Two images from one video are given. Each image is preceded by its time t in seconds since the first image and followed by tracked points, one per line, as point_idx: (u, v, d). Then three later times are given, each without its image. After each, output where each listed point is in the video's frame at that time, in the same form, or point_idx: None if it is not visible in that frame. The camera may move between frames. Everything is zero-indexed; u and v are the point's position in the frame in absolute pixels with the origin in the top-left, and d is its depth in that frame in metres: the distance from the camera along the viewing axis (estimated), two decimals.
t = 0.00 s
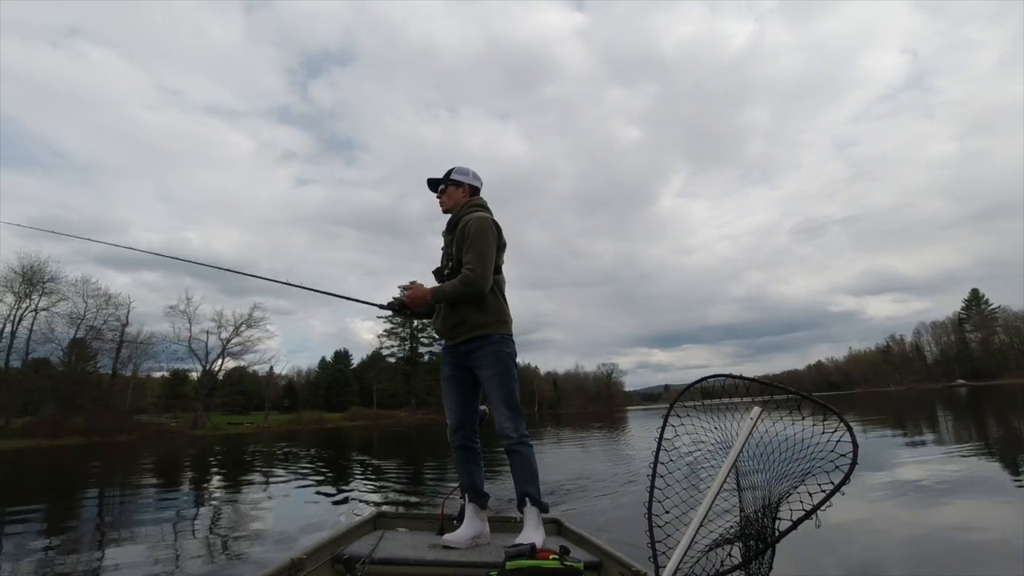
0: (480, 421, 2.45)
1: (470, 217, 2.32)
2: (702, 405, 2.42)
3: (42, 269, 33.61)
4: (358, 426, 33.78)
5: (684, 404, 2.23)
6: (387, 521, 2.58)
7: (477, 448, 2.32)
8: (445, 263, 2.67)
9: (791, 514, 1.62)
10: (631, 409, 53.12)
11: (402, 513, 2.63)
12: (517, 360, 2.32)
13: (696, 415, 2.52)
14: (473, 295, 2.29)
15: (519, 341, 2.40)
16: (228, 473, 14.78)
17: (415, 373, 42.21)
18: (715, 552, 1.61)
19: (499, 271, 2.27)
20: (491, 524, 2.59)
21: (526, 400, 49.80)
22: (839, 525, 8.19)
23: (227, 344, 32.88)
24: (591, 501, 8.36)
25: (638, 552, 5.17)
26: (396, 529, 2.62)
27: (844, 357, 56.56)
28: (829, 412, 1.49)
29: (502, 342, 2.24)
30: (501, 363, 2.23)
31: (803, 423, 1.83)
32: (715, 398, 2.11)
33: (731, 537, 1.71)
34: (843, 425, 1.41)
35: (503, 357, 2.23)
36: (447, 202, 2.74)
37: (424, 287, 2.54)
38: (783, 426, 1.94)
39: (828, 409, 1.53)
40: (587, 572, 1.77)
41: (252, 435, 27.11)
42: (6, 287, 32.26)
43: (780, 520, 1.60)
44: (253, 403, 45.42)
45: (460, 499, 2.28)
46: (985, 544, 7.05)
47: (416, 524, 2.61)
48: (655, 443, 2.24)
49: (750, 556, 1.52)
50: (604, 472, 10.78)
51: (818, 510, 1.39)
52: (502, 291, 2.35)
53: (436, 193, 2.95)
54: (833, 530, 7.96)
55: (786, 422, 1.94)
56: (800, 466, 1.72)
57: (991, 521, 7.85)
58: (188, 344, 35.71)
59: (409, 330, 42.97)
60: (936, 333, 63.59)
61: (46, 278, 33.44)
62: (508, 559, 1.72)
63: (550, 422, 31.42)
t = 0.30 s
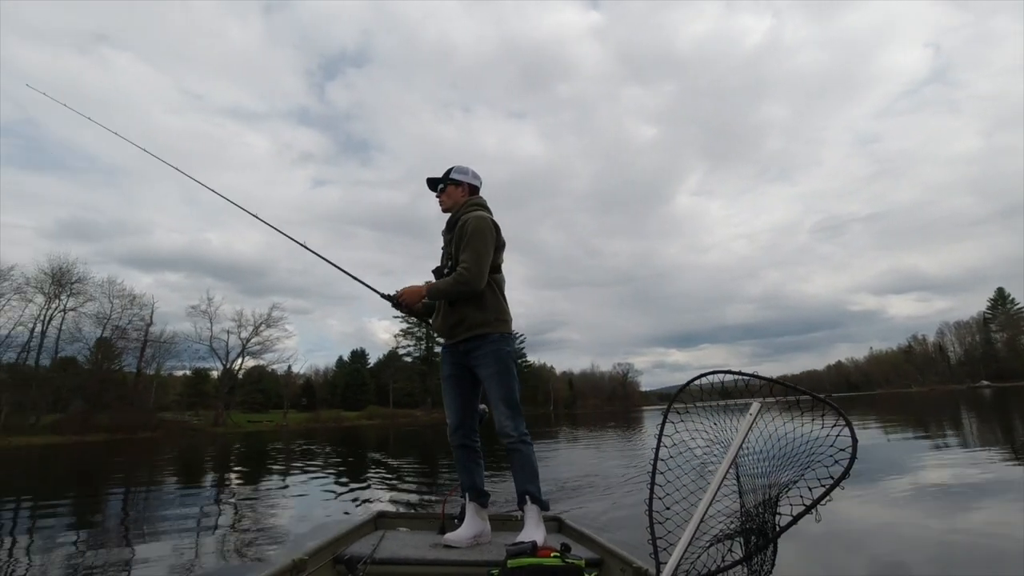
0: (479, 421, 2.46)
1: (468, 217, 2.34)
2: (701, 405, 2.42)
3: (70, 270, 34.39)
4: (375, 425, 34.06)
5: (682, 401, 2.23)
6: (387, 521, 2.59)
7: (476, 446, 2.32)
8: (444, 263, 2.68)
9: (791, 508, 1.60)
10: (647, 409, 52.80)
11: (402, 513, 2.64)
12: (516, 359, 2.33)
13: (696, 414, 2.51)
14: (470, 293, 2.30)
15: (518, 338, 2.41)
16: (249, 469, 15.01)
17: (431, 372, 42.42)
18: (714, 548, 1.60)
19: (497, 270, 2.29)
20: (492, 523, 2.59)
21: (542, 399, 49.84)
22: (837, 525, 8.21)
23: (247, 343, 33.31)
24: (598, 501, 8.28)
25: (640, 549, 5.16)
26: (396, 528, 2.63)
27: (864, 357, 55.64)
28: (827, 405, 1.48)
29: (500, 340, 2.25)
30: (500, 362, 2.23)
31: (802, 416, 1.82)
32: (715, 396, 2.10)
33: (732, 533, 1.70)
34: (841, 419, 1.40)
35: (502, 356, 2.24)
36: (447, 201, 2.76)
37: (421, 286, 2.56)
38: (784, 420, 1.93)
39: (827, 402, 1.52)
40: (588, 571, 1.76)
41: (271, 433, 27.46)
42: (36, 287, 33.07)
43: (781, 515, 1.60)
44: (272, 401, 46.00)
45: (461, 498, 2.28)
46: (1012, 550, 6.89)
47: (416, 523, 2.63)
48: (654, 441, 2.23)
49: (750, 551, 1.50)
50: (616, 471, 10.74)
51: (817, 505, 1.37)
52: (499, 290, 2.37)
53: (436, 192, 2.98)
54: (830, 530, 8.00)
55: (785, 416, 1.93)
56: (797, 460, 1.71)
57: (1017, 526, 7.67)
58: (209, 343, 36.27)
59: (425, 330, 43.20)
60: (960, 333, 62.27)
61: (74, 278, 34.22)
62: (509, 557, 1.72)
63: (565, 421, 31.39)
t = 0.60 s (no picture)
0: (480, 420, 2.46)
1: (466, 215, 2.35)
2: (702, 405, 2.42)
3: (98, 269, 35.08)
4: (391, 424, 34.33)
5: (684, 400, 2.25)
6: (388, 520, 2.61)
7: (476, 445, 2.33)
8: (443, 262, 2.69)
9: (791, 505, 1.61)
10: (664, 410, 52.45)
11: (402, 513, 2.65)
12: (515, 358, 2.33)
13: (696, 414, 2.52)
14: (468, 289, 2.31)
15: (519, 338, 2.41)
16: (268, 466, 15.20)
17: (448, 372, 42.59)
18: (714, 546, 1.59)
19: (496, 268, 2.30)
20: (493, 522, 2.59)
21: (557, 400, 49.80)
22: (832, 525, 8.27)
23: (267, 342, 33.76)
24: (603, 501, 8.26)
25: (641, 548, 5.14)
26: (396, 528, 2.65)
27: (887, 359, 54.43)
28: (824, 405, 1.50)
29: (499, 339, 2.26)
30: (500, 360, 2.24)
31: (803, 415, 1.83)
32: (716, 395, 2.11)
33: (733, 531, 1.69)
34: (842, 417, 1.41)
35: (501, 354, 2.25)
36: (446, 199, 2.80)
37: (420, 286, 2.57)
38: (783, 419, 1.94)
39: (828, 403, 1.53)
40: (589, 570, 1.74)
41: (290, 430, 27.79)
42: (66, 287, 33.82)
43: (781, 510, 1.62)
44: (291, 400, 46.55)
45: (462, 498, 2.28)
46: None
47: (417, 523, 2.64)
48: (656, 442, 2.23)
49: (751, 547, 1.49)
50: (630, 472, 10.67)
51: (817, 501, 1.37)
52: (498, 286, 2.38)
53: (436, 192, 3.02)
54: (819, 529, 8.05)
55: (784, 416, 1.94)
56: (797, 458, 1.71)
57: None
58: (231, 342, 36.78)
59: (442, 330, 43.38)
60: (985, 335, 60.84)
61: (102, 279, 34.94)
62: (510, 555, 1.70)
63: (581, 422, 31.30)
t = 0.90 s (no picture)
0: (480, 421, 2.48)
1: (465, 215, 2.37)
2: (702, 406, 2.43)
3: (124, 269, 35.77)
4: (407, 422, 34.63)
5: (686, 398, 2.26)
6: (388, 520, 2.63)
7: (476, 445, 2.34)
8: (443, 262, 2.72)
9: (791, 504, 1.62)
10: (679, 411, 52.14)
11: (401, 513, 2.67)
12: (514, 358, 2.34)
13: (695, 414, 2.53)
14: (466, 288, 2.32)
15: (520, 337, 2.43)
16: (287, 463, 15.40)
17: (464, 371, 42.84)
18: (714, 546, 1.59)
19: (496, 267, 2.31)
20: (493, 521, 2.61)
21: (572, 400, 49.82)
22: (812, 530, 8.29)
23: (286, 340, 34.14)
24: (608, 501, 8.24)
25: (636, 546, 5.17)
26: (396, 528, 2.67)
27: (908, 360, 53.52)
28: (824, 403, 1.52)
29: (499, 339, 2.27)
30: (500, 360, 2.26)
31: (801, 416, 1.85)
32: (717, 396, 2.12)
33: (730, 532, 1.70)
34: (842, 414, 1.43)
35: (501, 354, 2.26)
36: (447, 200, 2.85)
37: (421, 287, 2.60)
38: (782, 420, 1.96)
39: (826, 402, 1.55)
40: (590, 570, 1.73)
41: (308, 428, 28.18)
42: (93, 287, 34.56)
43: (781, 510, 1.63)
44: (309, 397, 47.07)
45: (461, 498, 2.30)
46: None
47: (417, 523, 2.66)
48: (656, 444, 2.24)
49: (752, 548, 1.48)
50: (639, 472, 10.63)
51: (817, 501, 1.37)
52: (498, 286, 2.39)
53: (436, 194, 3.07)
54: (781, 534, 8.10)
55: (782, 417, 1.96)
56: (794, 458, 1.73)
57: None
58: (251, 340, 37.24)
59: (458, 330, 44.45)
60: (1010, 338, 59.43)
61: (128, 278, 35.63)
62: (511, 555, 1.69)
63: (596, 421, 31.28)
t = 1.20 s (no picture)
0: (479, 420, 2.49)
1: (461, 216, 2.40)
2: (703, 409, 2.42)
3: (148, 270, 36.40)
4: (422, 421, 34.82)
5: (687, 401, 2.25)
6: (387, 519, 2.64)
7: (475, 445, 2.36)
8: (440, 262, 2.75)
9: (790, 510, 1.61)
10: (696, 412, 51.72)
11: (400, 512, 2.69)
12: (511, 358, 2.36)
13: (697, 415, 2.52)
14: (466, 288, 2.34)
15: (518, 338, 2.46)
16: (303, 461, 15.57)
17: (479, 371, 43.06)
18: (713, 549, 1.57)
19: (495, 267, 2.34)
20: (491, 523, 2.62)
21: (588, 400, 49.69)
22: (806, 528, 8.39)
23: (304, 340, 34.47)
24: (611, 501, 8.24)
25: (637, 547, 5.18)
26: (395, 527, 2.68)
27: (930, 361, 52.40)
28: (827, 408, 1.51)
29: (496, 339, 2.29)
30: (496, 360, 2.28)
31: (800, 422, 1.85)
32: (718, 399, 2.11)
33: (729, 537, 1.68)
34: (844, 422, 1.43)
35: (498, 354, 2.28)
36: (440, 204, 2.90)
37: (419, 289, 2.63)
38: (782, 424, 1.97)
39: (829, 408, 1.54)
40: (588, 571, 1.73)
41: (325, 426, 28.44)
42: (118, 287, 35.24)
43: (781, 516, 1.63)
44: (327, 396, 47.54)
45: (460, 497, 2.32)
46: None
47: (416, 522, 2.67)
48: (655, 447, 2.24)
49: (753, 553, 1.47)
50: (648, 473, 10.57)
51: (818, 508, 1.36)
52: (496, 285, 2.42)
53: (428, 201, 3.12)
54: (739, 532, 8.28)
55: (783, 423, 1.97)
56: (797, 464, 1.72)
57: None
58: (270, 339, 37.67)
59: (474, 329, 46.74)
60: None
61: (151, 279, 36.27)
62: (508, 557, 1.69)
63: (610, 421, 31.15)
